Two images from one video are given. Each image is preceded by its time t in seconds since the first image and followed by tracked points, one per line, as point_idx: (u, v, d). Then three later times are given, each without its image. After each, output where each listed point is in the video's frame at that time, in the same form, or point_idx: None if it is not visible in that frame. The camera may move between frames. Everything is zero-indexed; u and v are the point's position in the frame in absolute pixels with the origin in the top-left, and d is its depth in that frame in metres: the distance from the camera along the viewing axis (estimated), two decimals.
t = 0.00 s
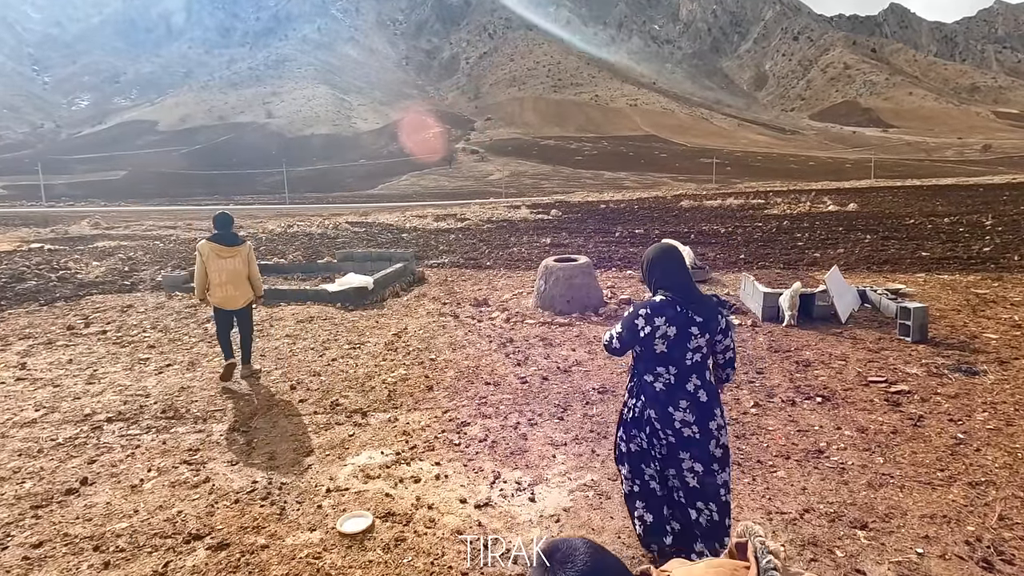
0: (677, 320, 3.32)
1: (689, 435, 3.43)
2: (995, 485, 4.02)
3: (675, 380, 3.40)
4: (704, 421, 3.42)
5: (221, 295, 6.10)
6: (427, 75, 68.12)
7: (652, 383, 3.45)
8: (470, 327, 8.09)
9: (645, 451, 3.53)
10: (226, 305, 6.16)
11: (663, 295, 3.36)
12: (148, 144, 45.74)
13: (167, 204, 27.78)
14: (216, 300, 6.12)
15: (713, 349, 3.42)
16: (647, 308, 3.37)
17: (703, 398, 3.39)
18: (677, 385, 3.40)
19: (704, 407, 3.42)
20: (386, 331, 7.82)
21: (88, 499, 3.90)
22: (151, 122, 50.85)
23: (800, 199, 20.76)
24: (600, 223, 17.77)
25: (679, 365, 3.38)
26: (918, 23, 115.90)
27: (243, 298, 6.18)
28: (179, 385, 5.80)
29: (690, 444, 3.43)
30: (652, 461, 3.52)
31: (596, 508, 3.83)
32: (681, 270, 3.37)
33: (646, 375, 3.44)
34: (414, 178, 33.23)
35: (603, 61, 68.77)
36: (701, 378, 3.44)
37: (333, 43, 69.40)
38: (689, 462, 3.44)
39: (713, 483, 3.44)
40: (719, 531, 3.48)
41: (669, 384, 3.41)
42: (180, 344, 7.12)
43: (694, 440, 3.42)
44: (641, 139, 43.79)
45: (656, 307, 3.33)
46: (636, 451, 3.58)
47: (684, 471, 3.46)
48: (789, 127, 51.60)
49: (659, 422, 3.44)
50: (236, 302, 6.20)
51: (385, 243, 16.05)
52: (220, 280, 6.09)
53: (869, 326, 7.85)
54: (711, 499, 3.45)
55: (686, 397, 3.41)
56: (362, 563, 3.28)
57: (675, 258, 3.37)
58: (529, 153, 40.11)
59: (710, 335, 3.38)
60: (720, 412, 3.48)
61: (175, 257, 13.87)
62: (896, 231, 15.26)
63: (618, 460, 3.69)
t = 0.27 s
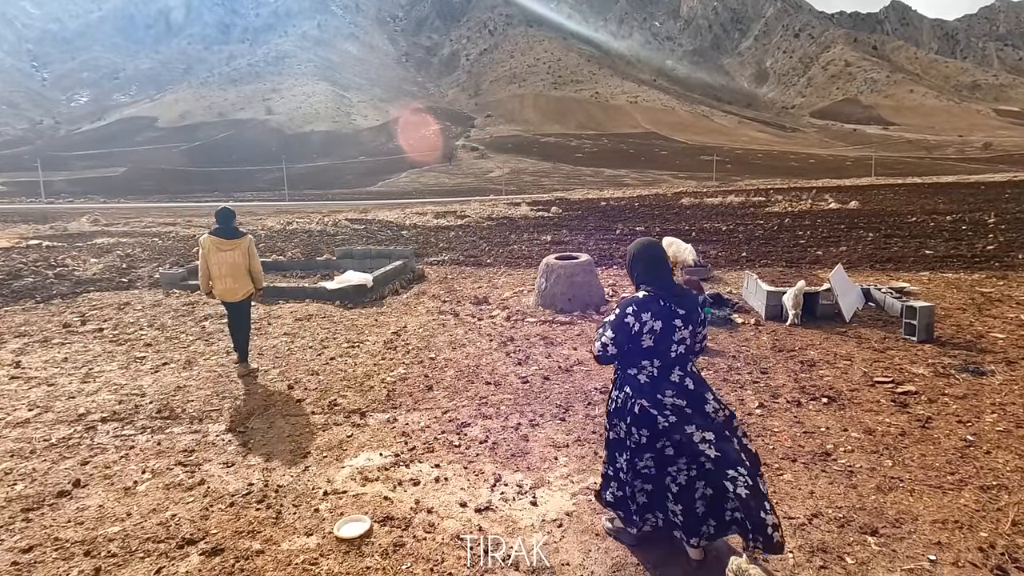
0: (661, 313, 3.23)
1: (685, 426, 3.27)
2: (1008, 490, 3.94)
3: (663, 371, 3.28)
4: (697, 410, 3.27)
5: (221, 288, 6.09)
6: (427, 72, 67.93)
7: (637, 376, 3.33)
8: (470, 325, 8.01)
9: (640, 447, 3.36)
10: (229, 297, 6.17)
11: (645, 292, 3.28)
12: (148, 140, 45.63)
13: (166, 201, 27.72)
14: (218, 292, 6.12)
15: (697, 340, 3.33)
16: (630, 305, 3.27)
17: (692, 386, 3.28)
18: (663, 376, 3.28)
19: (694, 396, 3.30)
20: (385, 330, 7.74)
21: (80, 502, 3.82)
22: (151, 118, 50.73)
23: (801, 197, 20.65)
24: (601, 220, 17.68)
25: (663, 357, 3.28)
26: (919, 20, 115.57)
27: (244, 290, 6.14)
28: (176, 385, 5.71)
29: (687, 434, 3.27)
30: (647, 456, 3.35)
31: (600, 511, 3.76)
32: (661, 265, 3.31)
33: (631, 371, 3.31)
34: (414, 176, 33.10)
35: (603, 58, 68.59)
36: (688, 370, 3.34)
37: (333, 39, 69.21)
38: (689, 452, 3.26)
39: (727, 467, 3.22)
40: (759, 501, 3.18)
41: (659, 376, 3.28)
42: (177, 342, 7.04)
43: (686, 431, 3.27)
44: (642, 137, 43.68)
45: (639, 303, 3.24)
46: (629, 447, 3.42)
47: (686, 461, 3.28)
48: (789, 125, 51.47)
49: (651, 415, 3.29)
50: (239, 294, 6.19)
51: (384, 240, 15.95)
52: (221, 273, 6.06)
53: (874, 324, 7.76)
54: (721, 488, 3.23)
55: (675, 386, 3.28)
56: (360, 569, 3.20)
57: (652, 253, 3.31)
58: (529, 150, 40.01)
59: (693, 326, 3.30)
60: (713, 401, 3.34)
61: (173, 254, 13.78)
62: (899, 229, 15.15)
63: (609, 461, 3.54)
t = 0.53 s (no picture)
0: (631, 301, 3.30)
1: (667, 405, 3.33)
2: (1017, 492, 3.90)
3: (638, 356, 3.33)
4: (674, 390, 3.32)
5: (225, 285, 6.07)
6: (427, 69, 67.80)
7: (615, 362, 3.39)
8: (470, 323, 7.95)
9: (626, 433, 3.40)
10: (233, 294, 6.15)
11: (617, 281, 3.35)
12: (147, 137, 45.53)
13: (165, 198, 27.65)
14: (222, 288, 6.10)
15: (672, 326, 3.38)
16: (604, 294, 3.36)
17: (667, 371, 3.32)
18: (639, 362, 3.34)
19: (671, 379, 3.34)
20: (385, 327, 7.67)
21: (75, 501, 3.76)
22: (151, 114, 50.63)
23: (802, 195, 20.58)
24: (602, 218, 17.60)
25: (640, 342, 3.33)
26: (920, 18, 115.30)
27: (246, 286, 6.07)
28: (173, 382, 5.65)
29: (666, 414, 3.32)
30: (633, 441, 3.39)
31: (603, 512, 3.70)
32: (635, 255, 3.36)
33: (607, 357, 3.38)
34: (415, 173, 33.01)
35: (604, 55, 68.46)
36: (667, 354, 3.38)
37: (333, 36, 69.07)
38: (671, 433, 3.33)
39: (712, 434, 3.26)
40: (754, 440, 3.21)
41: (636, 361, 3.33)
42: (175, 339, 6.98)
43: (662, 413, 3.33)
44: (643, 134, 43.58)
45: (610, 291, 3.33)
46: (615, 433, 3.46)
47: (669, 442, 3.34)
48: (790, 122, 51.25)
49: (631, 399, 3.35)
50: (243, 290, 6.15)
51: (384, 237, 15.87)
52: (224, 269, 6.02)
53: (877, 323, 7.71)
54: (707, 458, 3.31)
55: (651, 370, 3.34)
56: (358, 570, 3.15)
57: (621, 245, 3.37)
58: (529, 147, 39.90)
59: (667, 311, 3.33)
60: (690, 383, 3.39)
61: (173, 251, 13.74)
62: (901, 227, 15.09)
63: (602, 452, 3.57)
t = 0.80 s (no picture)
0: (618, 295, 3.35)
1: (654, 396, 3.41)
2: (1017, 492, 3.89)
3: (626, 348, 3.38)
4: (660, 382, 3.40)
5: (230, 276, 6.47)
6: (428, 66, 67.70)
7: (604, 353, 3.45)
8: (469, 321, 7.94)
9: (617, 424, 3.44)
10: (239, 283, 6.57)
11: (604, 276, 3.41)
12: (148, 134, 45.48)
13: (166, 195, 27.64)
14: (229, 278, 6.52)
15: (660, 320, 3.44)
16: (592, 289, 3.42)
17: (653, 363, 3.39)
18: (626, 354, 3.40)
19: (657, 371, 3.41)
20: (384, 325, 7.67)
21: (72, 499, 3.75)
22: (151, 111, 50.58)
23: (803, 193, 20.53)
24: (603, 216, 17.57)
25: (626, 334, 3.40)
26: (922, 15, 114.99)
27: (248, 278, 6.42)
28: (172, 380, 5.65)
29: (653, 405, 3.40)
30: (624, 433, 3.42)
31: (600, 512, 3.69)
32: (623, 251, 3.41)
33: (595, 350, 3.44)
34: (416, 170, 32.95)
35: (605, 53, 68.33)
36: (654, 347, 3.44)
37: (334, 33, 68.97)
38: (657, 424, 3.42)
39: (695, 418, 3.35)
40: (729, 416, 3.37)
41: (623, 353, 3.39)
42: (174, 337, 6.97)
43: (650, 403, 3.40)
44: (644, 132, 43.50)
45: (598, 286, 3.38)
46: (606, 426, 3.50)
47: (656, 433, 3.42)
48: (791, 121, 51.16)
49: (618, 392, 3.41)
50: (249, 279, 6.57)
51: (384, 235, 15.82)
52: (229, 261, 6.41)
53: (877, 322, 7.69)
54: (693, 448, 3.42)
55: (637, 361, 3.41)
56: (355, 569, 3.14)
57: (609, 240, 3.42)
58: (530, 145, 39.84)
59: (653, 306, 3.39)
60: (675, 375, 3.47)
61: (172, 248, 13.72)
62: (902, 226, 15.05)
63: (593, 449, 3.59)
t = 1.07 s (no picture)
0: (629, 290, 3.42)
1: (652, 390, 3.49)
2: (1016, 493, 3.89)
3: (629, 341, 3.45)
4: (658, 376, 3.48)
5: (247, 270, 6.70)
6: (429, 64, 67.61)
7: (608, 344, 3.51)
8: (468, 319, 7.95)
9: (616, 413, 3.50)
10: (256, 277, 6.80)
11: (616, 270, 3.47)
12: (148, 131, 45.46)
13: (167, 192, 27.69)
14: (246, 273, 6.76)
15: (665, 316, 3.50)
16: (603, 283, 3.49)
17: (653, 358, 3.46)
18: (629, 347, 3.46)
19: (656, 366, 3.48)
20: (384, 323, 7.67)
21: (72, 497, 3.75)
22: (152, 109, 50.55)
23: (803, 192, 20.53)
24: (603, 214, 17.57)
25: (631, 327, 3.45)
26: (925, 13, 114.73)
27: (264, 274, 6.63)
28: (172, 377, 5.65)
29: (650, 398, 3.48)
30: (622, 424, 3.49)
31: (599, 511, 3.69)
32: (638, 248, 3.46)
33: (599, 340, 3.50)
34: (416, 168, 32.95)
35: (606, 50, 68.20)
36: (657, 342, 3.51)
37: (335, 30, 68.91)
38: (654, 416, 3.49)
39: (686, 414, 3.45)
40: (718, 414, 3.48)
41: (627, 346, 3.45)
42: (174, 335, 6.97)
43: (646, 395, 3.47)
44: (645, 130, 43.46)
45: (610, 280, 3.45)
46: (603, 414, 3.57)
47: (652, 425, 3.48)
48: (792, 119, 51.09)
49: (619, 382, 3.48)
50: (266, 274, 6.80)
51: (384, 233, 15.82)
52: (249, 256, 6.64)
53: (877, 321, 7.70)
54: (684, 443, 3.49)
55: (638, 355, 3.47)
56: (353, 568, 3.14)
57: (625, 236, 3.47)
58: (531, 143, 39.80)
59: (660, 303, 3.47)
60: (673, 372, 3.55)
61: (173, 246, 13.75)
62: (903, 225, 15.04)
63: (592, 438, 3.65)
